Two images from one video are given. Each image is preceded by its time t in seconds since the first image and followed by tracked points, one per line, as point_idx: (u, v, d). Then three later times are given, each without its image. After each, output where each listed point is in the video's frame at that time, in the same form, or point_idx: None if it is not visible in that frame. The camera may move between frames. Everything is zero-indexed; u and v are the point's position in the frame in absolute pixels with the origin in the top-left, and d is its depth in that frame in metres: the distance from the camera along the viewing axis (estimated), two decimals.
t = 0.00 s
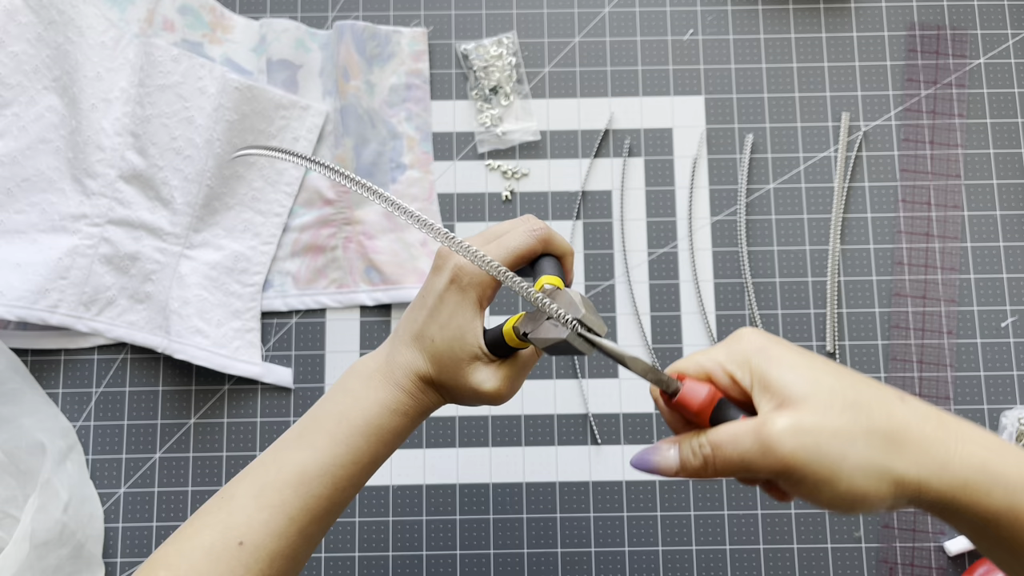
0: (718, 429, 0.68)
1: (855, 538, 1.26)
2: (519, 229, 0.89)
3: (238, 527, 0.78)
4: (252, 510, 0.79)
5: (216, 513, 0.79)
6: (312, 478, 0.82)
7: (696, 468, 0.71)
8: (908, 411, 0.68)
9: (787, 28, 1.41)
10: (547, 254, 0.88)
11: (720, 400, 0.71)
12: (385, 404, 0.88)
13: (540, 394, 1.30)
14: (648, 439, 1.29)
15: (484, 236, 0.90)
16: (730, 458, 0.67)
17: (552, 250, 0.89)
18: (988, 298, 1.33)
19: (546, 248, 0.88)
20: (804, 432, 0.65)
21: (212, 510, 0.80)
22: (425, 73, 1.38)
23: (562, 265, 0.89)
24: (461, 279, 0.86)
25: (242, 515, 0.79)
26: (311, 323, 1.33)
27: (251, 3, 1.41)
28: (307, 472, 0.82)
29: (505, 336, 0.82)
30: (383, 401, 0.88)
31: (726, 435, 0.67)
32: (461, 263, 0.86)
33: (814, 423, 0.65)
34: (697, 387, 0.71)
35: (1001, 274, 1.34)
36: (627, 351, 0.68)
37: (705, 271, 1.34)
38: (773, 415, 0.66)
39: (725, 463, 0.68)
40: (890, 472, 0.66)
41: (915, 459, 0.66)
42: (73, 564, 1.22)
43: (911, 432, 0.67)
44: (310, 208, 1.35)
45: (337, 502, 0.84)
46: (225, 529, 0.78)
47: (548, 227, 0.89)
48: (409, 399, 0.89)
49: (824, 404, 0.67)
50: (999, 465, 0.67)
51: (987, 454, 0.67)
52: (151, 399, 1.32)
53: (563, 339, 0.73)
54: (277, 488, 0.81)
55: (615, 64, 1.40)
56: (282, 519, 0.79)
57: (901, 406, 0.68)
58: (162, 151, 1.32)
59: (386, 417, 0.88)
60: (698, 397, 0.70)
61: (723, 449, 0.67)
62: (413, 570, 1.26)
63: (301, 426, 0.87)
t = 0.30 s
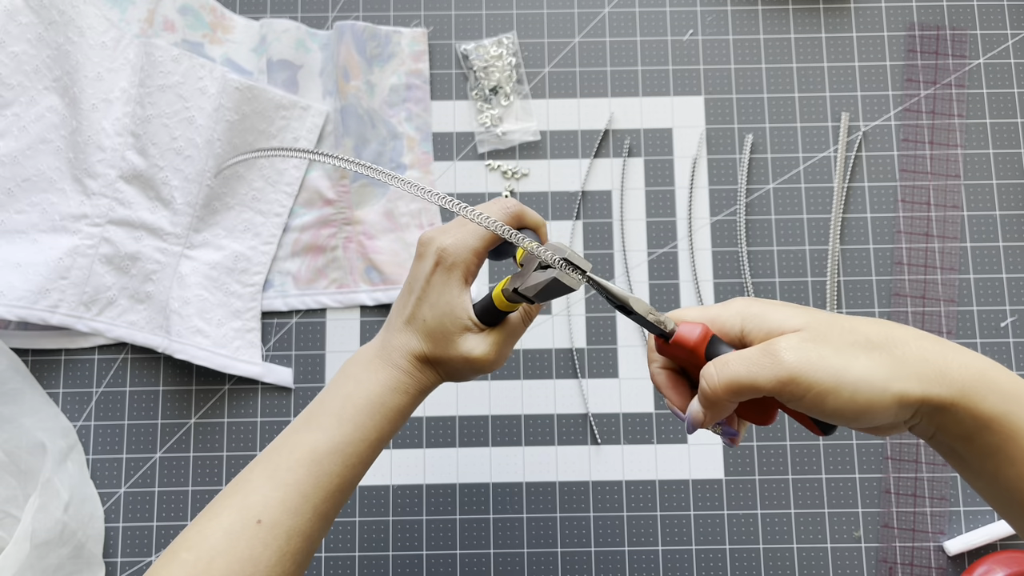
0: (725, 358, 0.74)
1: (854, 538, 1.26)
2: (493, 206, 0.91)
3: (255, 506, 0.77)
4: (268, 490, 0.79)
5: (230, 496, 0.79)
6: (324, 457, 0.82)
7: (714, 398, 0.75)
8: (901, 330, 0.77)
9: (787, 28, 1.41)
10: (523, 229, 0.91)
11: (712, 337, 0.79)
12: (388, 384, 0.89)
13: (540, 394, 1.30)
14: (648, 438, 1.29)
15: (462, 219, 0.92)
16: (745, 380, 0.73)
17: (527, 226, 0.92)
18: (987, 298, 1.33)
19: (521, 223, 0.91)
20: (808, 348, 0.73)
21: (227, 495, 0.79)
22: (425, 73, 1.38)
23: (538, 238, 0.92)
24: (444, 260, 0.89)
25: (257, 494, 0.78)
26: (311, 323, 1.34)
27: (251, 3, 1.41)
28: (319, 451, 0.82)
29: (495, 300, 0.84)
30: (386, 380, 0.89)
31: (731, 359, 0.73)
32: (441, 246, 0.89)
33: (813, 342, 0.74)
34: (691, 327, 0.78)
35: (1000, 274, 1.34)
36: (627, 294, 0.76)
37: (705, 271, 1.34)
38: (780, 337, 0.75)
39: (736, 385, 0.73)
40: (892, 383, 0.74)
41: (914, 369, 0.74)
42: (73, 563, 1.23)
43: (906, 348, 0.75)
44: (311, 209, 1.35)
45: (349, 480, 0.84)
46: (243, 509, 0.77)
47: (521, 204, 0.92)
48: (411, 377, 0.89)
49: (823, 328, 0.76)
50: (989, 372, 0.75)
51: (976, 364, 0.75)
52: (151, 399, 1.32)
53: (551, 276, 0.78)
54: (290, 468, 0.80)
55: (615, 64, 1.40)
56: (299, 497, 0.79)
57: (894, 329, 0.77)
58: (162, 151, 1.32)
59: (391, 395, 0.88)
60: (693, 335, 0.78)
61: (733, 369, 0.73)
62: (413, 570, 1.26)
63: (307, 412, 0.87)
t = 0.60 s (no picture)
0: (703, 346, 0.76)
1: (855, 538, 1.26)
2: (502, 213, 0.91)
3: (257, 503, 0.78)
4: (270, 487, 0.79)
5: (234, 493, 0.80)
6: (325, 455, 0.82)
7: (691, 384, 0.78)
8: (879, 310, 0.78)
9: (787, 28, 1.41)
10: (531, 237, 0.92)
11: (701, 322, 0.80)
12: (390, 384, 0.88)
13: (540, 394, 1.30)
14: (648, 438, 1.29)
15: (469, 224, 0.92)
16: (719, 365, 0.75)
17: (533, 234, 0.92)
18: (988, 298, 1.33)
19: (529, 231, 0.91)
20: (783, 333, 0.75)
21: (230, 491, 0.80)
22: (425, 73, 1.38)
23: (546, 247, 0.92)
24: (451, 263, 0.88)
25: (260, 491, 0.79)
26: (311, 323, 1.34)
27: (252, 3, 1.41)
28: (320, 449, 0.82)
29: (500, 303, 0.84)
30: (388, 380, 0.89)
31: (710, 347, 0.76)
32: (449, 249, 0.88)
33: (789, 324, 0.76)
34: (678, 312, 0.80)
35: (1000, 274, 1.34)
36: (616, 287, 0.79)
37: (705, 271, 1.34)
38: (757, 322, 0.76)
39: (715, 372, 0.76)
40: (864, 363, 0.76)
41: (885, 349, 0.76)
42: (73, 563, 1.23)
43: (880, 328, 0.77)
44: (311, 209, 1.35)
45: (351, 478, 0.84)
46: (245, 505, 0.78)
47: (530, 212, 0.92)
48: (414, 377, 0.89)
49: (801, 309, 0.77)
50: (961, 351, 0.76)
51: (949, 342, 0.77)
52: (151, 399, 1.32)
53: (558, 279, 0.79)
54: (292, 465, 0.81)
55: (615, 64, 1.40)
56: (300, 494, 0.80)
57: (871, 307, 0.78)
58: (162, 151, 1.32)
59: (393, 395, 0.88)
60: (681, 320, 0.80)
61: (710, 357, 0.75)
62: (413, 570, 1.26)
63: (310, 410, 0.87)
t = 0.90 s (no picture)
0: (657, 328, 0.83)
1: (854, 538, 1.26)
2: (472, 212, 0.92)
3: (246, 500, 0.78)
4: (258, 486, 0.79)
5: (222, 492, 0.79)
6: (313, 451, 0.82)
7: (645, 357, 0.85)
8: (805, 294, 0.77)
9: (786, 28, 1.41)
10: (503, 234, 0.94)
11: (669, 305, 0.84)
12: (373, 381, 0.89)
13: (541, 394, 1.30)
14: (648, 438, 1.29)
15: (443, 222, 0.92)
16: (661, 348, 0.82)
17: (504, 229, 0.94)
18: (988, 298, 1.33)
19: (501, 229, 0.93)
20: (709, 321, 0.78)
21: (219, 490, 0.80)
22: (425, 73, 1.38)
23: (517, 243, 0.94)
24: (425, 261, 0.89)
25: (248, 488, 0.79)
26: (311, 323, 1.34)
27: (252, 3, 1.41)
28: (307, 446, 0.82)
29: (480, 296, 0.85)
30: (372, 377, 0.89)
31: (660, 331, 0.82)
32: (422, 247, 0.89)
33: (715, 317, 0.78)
34: (650, 295, 0.83)
35: (1000, 274, 1.34)
36: (591, 272, 0.80)
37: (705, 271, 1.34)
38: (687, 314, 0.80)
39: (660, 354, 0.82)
40: (792, 351, 0.75)
41: (812, 336, 0.75)
42: (73, 563, 1.23)
43: (806, 313, 0.75)
44: (311, 209, 1.35)
45: (339, 474, 0.84)
46: (234, 503, 0.78)
47: (500, 210, 0.94)
48: (397, 374, 0.90)
49: (725, 299, 0.78)
50: (894, 332, 0.73)
51: (882, 324, 0.73)
52: (151, 399, 1.32)
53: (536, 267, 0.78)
54: (279, 463, 0.81)
55: (615, 64, 1.40)
56: (288, 490, 0.80)
57: (804, 294, 0.77)
58: (162, 151, 1.32)
59: (378, 392, 0.89)
60: (652, 302, 0.83)
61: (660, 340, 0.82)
62: (413, 570, 1.26)
63: (296, 410, 0.87)
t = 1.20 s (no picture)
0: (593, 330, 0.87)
1: (854, 538, 1.26)
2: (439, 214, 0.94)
3: (230, 508, 0.82)
4: (241, 493, 0.83)
5: (208, 502, 0.83)
6: (293, 456, 0.86)
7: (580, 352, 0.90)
8: (734, 321, 0.80)
9: (786, 29, 1.41)
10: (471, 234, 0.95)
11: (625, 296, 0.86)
12: (351, 384, 0.93)
13: (541, 394, 1.31)
14: (648, 438, 1.30)
15: (411, 225, 0.93)
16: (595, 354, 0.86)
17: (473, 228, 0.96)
18: (987, 298, 1.33)
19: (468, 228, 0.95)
20: (647, 344, 0.81)
21: (204, 502, 0.84)
22: (425, 73, 1.39)
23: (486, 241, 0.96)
24: (395, 263, 0.90)
25: (233, 496, 0.83)
26: (311, 323, 1.34)
27: (252, 4, 1.41)
28: (287, 452, 0.86)
29: (447, 296, 0.85)
30: (350, 381, 0.93)
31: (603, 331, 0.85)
32: (390, 251, 0.90)
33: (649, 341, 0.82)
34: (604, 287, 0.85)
35: (1000, 274, 1.34)
36: (545, 265, 0.82)
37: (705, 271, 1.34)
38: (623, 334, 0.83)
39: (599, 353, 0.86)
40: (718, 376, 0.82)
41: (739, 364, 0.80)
42: (73, 563, 1.23)
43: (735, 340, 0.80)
44: (311, 209, 1.35)
45: (322, 476, 0.88)
46: (219, 512, 0.82)
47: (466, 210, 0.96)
48: (374, 377, 0.93)
49: (661, 323, 0.81)
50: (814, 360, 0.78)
51: (804, 352, 0.78)
52: (151, 399, 1.33)
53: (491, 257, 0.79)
54: (261, 470, 0.85)
55: (615, 65, 1.41)
56: (271, 495, 0.83)
57: (733, 320, 0.80)
58: (162, 151, 1.32)
59: (355, 395, 0.93)
60: (607, 295, 0.85)
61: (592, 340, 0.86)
62: (413, 570, 1.26)
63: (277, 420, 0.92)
